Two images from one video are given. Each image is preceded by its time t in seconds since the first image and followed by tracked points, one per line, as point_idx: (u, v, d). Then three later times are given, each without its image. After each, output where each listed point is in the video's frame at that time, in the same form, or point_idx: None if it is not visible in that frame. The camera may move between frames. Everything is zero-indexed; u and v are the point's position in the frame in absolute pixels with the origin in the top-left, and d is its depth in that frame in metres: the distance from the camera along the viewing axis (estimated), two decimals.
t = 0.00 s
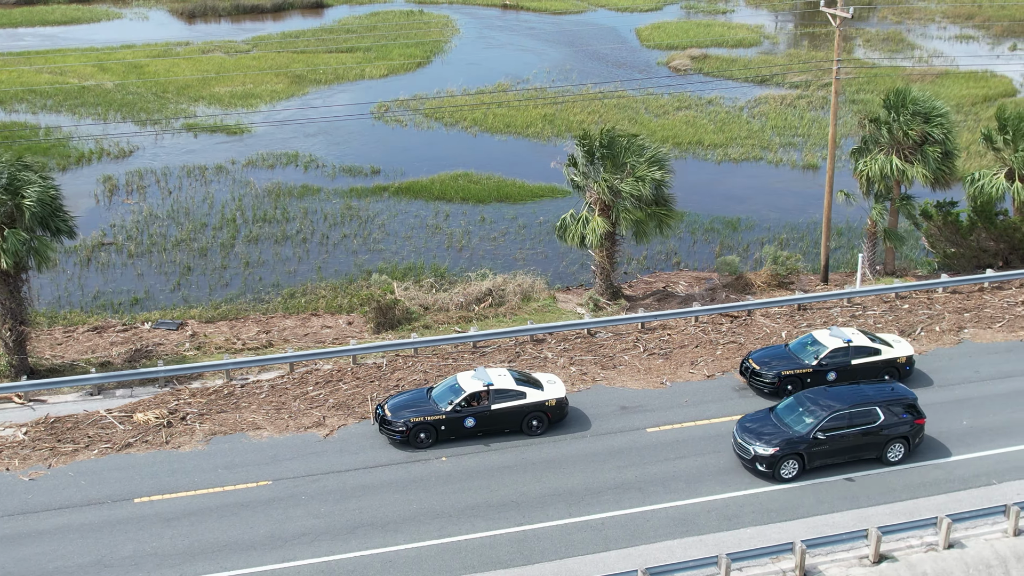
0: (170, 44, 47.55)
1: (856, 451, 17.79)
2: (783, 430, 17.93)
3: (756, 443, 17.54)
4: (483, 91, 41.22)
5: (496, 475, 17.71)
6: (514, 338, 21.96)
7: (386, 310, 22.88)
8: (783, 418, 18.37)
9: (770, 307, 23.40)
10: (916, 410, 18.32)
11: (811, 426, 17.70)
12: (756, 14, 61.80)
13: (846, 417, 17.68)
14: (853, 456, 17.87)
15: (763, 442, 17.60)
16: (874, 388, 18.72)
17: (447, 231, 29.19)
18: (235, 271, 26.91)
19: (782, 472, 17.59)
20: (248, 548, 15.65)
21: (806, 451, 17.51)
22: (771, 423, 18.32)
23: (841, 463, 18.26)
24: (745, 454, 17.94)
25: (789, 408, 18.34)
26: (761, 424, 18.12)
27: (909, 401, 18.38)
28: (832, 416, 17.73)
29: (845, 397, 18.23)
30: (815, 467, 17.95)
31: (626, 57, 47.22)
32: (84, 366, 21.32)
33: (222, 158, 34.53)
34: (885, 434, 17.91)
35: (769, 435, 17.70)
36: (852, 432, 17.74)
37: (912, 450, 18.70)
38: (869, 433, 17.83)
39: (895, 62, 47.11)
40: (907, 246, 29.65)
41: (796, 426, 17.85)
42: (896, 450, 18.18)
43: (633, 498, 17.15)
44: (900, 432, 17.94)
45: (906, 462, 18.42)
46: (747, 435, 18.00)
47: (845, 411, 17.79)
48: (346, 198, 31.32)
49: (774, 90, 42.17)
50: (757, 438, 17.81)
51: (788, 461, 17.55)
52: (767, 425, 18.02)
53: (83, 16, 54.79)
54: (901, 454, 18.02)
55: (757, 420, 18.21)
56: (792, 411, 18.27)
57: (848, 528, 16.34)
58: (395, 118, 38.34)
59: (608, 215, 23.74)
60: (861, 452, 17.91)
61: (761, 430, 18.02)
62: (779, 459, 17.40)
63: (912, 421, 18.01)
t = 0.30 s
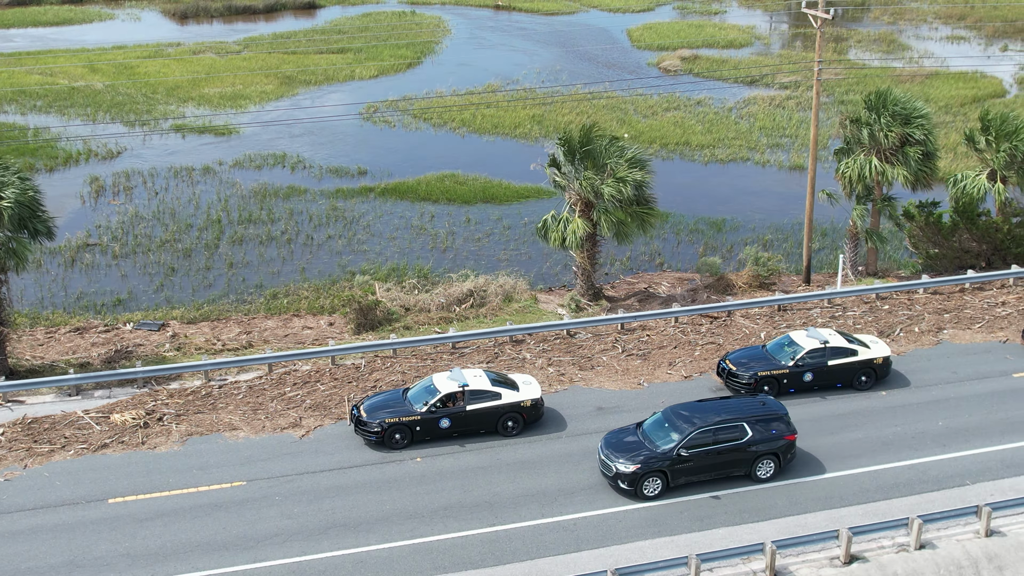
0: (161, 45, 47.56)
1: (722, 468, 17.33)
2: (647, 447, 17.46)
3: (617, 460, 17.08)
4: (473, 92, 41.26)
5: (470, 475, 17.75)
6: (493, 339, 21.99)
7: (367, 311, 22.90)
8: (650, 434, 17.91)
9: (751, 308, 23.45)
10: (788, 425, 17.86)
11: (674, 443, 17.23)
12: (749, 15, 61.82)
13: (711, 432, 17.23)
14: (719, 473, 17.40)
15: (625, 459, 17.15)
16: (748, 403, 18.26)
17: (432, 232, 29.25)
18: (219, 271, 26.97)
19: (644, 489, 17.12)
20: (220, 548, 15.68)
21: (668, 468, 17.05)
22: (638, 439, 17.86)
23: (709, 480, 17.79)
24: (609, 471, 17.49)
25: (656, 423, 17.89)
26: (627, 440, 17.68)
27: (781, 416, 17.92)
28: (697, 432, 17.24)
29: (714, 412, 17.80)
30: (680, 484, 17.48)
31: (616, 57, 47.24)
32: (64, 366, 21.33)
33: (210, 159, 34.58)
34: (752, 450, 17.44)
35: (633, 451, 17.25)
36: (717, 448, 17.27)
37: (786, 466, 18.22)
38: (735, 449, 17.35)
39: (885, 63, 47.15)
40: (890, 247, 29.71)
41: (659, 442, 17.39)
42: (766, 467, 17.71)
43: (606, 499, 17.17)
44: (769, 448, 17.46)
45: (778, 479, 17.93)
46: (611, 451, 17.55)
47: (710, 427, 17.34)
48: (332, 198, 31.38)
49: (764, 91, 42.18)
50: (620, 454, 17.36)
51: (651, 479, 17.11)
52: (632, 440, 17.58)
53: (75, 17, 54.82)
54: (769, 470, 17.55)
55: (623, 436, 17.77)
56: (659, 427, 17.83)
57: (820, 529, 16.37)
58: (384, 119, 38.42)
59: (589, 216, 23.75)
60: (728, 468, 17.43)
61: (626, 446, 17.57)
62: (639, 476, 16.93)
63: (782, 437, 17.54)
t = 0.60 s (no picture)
0: (153, 46, 47.62)
1: (577, 487, 16.83)
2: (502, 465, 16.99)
3: (469, 478, 16.62)
4: (462, 93, 41.29)
5: (444, 476, 17.79)
6: (473, 339, 22.03)
7: (348, 312, 22.93)
8: (508, 452, 17.43)
9: (731, 309, 23.50)
10: (649, 441, 17.42)
11: (528, 460, 16.76)
12: (743, 15, 61.83)
13: (565, 448, 16.79)
14: (575, 491, 16.91)
15: (476, 476, 16.68)
16: (610, 419, 17.83)
17: (417, 232, 29.33)
18: (203, 272, 27.03)
19: (496, 508, 16.63)
20: (192, 549, 15.72)
21: (520, 487, 16.58)
22: (495, 456, 17.40)
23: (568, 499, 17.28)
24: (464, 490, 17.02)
25: (512, 441, 17.44)
26: (482, 458, 17.21)
27: (642, 432, 17.49)
28: (552, 450, 16.77)
29: (573, 429, 17.34)
30: (535, 503, 16.98)
31: (607, 58, 47.27)
32: (44, 367, 21.33)
33: (198, 159, 34.63)
34: (610, 467, 16.96)
35: (486, 468, 16.79)
36: (572, 465, 16.79)
37: (650, 484, 17.72)
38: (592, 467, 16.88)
39: (876, 63, 47.18)
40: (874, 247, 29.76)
41: (513, 459, 16.93)
42: (626, 485, 17.20)
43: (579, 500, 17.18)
44: (628, 465, 16.98)
45: (640, 497, 17.42)
46: (466, 469, 17.08)
47: (565, 443, 16.89)
48: (318, 199, 31.46)
49: (753, 92, 42.19)
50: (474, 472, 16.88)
51: (504, 497, 16.62)
52: (487, 458, 17.11)
53: (68, 18, 54.88)
54: (628, 488, 17.04)
55: (480, 453, 17.32)
56: (516, 444, 17.35)
57: (792, 529, 16.40)
58: (372, 120, 38.50)
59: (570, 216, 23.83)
60: (587, 486, 16.94)
61: (481, 464, 17.11)
62: (491, 494, 16.44)
63: (641, 454, 17.07)
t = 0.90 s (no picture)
0: (144, 47, 47.68)
1: (421, 506, 16.30)
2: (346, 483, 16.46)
3: (308, 497, 16.08)
4: (452, 93, 41.34)
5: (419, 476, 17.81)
6: (453, 340, 22.05)
7: (330, 312, 22.96)
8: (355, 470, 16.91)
9: (712, 310, 23.53)
10: (500, 459, 16.91)
11: (370, 479, 16.23)
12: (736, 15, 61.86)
13: (409, 467, 16.27)
14: (420, 511, 16.37)
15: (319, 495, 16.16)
16: (461, 436, 17.30)
17: (402, 233, 29.40)
18: (188, 273, 27.06)
19: (338, 528, 16.07)
20: (166, 549, 15.75)
21: (361, 506, 16.05)
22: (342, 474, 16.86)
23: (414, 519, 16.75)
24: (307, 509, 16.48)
25: (360, 457, 16.89)
26: (327, 476, 16.67)
27: (491, 449, 16.97)
28: (396, 469, 16.25)
29: (422, 447, 16.84)
30: (379, 523, 16.44)
31: (598, 58, 47.31)
32: (25, 367, 21.32)
33: (186, 160, 34.67)
34: (458, 486, 16.46)
35: (328, 487, 16.26)
36: (416, 485, 16.27)
37: (504, 502, 17.18)
38: (438, 486, 16.36)
39: (866, 64, 47.24)
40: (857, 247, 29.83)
41: (357, 478, 16.42)
42: (474, 505, 16.68)
43: (553, 500, 17.20)
44: (475, 483, 16.47)
45: (490, 516, 16.90)
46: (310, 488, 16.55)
47: (409, 461, 16.37)
48: (305, 200, 31.52)
49: (742, 92, 42.21)
50: (317, 491, 16.35)
51: (345, 517, 16.09)
52: (331, 476, 16.58)
53: (60, 19, 54.97)
54: (475, 508, 16.52)
55: (326, 471, 16.78)
56: (362, 462, 16.82)
57: (765, 530, 16.42)
58: (361, 120, 38.59)
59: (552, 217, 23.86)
60: (434, 506, 16.42)
61: (325, 482, 16.58)
62: (331, 514, 15.93)
63: (489, 473, 16.57)
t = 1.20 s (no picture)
0: (136, 47, 47.73)
1: (255, 526, 15.63)
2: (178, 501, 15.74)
3: (136, 516, 15.36)
4: (442, 94, 41.40)
5: (395, 476, 17.85)
6: (434, 340, 22.07)
7: (311, 313, 22.98)
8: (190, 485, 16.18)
9: (694, 310, 23.56)
10: (341, 477, 16.23)
11: (200, 498, 15.51)
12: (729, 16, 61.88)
13: (241, 487, 15.55)
14: (254, 531, 15.69)
15: (148, 514, 15.46)
16: (302, 453, 16.57)
17: (388, 233, 29.44)
18: (172, 273, 27.09)
19: (168, 548, 15.42)
20: (139, 549, 15.76)
21: (191, 526, 15.37)
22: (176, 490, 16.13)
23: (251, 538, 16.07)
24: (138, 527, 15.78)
25: (194, 473, 16.16)
26: (159, 493, 15.93)
27: (333, 467, 16.28)
28: (227, 487, 15.52)
29: (258, 463, 16.12)
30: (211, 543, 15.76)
31: (589, 59, 47.36)
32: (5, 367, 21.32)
33: (174, 160, 34.71)
34: (293, 505, 15.78)
35: (159, 505, 15.55)
36: (249, 504, 15.56)
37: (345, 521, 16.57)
38: (272, 505, 15.67)
39: (858, 64, 47.28)
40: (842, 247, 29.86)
41: (188, 496, 15.70)
42: (312, 524, 16.01)
43: (528, 500, 17.23)
44: (312, 503, 15.80)
45: (330, 536, 16.29)
46: (143, 505, 15.83)
47: (242, 479, 15.65)
48: (291, 200, 31.57)
49: (732, 92, 42.25)
50: (148, 508, 15.63)
51: (174, 537, 15.41)
52: (161, 494, 15.85)
53: (53, 19, 55.07)
54: (312, 528, 15.86)
55: (158, 487, 16.05)
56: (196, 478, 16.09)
57: (739, 529, 16.44)
58: (351, 120, 38.69)
59: (533, 217, 23.85)
60: (269, 525, 15.77)
61: (157, 499, 15.84)
62: (160, 534, 15.27)
63: (325, 492, 15.89)
